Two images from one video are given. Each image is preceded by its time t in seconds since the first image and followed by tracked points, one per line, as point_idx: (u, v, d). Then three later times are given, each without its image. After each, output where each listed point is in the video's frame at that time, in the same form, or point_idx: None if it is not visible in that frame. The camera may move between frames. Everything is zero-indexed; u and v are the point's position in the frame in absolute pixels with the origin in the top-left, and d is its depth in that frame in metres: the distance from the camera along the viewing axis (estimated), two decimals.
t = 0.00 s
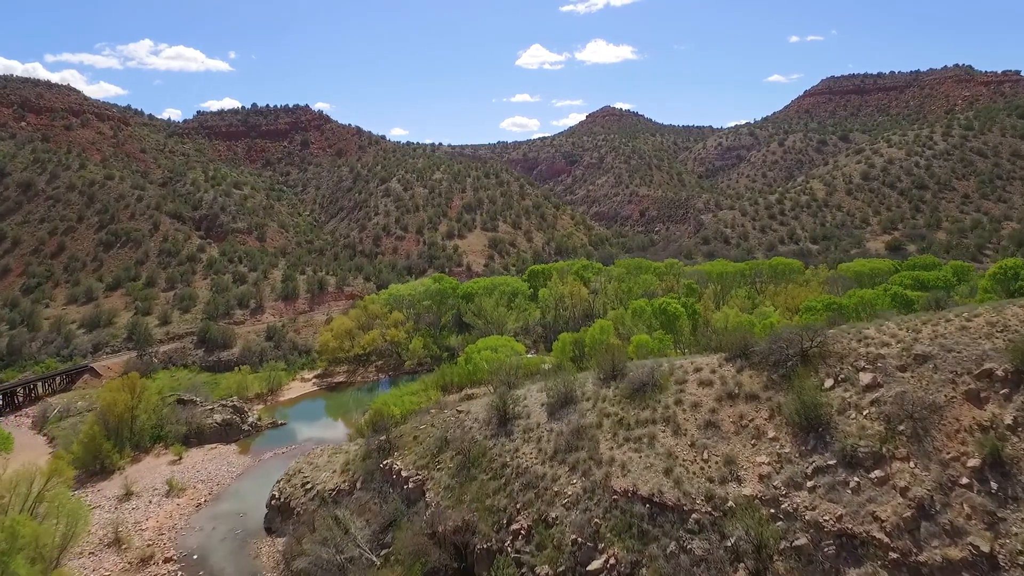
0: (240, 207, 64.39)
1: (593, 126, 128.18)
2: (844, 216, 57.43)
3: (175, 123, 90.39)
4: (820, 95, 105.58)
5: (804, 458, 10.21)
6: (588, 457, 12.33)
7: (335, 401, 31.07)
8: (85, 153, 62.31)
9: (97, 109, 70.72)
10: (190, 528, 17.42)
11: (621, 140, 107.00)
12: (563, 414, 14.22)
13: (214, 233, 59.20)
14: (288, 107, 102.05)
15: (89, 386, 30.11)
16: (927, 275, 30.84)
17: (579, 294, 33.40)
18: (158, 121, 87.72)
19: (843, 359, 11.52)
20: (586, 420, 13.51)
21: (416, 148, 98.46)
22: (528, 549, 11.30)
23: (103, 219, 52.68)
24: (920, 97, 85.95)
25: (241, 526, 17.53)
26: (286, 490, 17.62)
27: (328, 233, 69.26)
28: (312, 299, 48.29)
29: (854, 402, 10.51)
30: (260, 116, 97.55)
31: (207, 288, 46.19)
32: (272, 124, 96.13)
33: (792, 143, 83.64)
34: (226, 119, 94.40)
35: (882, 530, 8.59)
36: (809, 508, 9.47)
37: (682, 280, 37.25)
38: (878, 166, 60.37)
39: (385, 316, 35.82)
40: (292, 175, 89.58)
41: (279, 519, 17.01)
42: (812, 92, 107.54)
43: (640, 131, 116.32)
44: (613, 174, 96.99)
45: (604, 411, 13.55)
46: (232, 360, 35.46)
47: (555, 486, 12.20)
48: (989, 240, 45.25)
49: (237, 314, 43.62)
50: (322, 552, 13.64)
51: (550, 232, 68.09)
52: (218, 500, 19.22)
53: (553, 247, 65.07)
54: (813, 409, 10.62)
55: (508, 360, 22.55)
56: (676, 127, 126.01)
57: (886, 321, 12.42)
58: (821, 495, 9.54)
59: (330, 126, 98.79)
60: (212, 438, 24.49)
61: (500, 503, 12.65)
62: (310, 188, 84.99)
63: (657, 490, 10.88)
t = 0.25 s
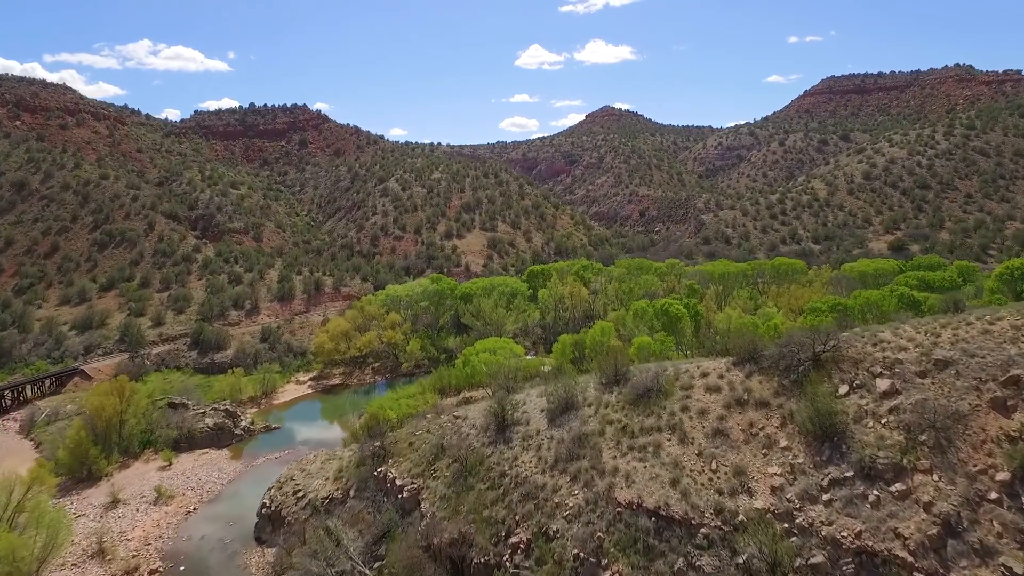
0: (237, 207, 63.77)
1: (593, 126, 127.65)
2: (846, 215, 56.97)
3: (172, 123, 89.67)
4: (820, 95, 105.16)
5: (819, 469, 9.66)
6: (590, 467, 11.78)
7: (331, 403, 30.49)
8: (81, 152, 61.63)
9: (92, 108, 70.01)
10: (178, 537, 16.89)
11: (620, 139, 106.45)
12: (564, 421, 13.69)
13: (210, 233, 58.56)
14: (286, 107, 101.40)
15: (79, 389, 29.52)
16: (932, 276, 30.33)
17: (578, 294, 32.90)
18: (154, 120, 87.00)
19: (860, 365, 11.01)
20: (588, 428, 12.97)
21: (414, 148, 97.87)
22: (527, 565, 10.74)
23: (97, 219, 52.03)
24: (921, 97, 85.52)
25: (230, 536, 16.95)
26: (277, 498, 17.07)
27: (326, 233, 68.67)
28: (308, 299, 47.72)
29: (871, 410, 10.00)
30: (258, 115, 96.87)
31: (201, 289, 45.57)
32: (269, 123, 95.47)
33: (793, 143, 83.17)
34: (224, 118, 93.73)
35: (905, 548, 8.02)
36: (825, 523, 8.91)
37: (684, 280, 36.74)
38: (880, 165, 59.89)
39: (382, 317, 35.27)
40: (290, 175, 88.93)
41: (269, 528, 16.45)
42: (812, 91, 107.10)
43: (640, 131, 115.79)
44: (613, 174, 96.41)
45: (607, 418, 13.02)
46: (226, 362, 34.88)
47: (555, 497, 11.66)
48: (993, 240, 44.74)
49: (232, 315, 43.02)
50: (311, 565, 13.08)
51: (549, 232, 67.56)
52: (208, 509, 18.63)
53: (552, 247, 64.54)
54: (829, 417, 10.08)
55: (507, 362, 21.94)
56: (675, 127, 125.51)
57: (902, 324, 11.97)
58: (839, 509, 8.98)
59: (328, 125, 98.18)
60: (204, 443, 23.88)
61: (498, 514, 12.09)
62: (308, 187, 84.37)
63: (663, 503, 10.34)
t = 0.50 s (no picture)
0: (230, 207, 62.90)
1: (589, 126, 127.14)
2: (844, 215, 56.62)
3: (164, 122, 88.57)
4: (817, 95, 104.97)
5: (835, 483, 9.07)
6: (591, 479, 11.16)
7: (323, 407, 29.74)
8: (71, 151, 60.60)
9: (83, 106, 68.93)
10: (160, 551, 16.08)
11: (617, 139, 105.95)
12: (564, 429, 13.08)
13: (202, 233, 57.67)
14: (280, 106, 100.44)
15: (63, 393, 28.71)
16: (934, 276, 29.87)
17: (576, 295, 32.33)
18: (147, 119, 85.90)
19: (876, 371, 10.46)
20: (589, 436, 12.36)
21: (410, 147, 97.10)
22: None
23: (87, 218, 51.07)
24: (918, 97, 85.35)
25: (216, 549, 16.20)
26: (264, 508, 16.42)
27: (320, 233, 67.88)
28: (301, 301, 46.97)
29: (890, 419, 9.42)
30: (251, 114, 95.87)
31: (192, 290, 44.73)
32: (264, 123, 94.51)
33: (790, 142, 82.84)
34: (217, 118, 92.74)
35: (933, 570, 7.41)
36: (844, 542, 8.31)
37: (683, 281, 36.23)
38: (878, 165, 59.54)
39: (375, 319, 34.58)
40: (284, 174, 88.02)
41: (254, 540, 15.78)
42: (809, 91, 106.89)
43: (636, 131, 115.32)
44: (609, 174, 95.84)
45: (609, 426, 12.42)
46: (215, 365, 34.12)
47: (554, 511, 11.04)
48: (993, 240, 44.38)
49: (223, 316, 42.22)
50: None
51: (546, 232, 66.98)
52: (192, 519, 17.92)
53: (549, 247, 63.95)
54: (846, 426, 9.50)
55: (504, 365, 21.31)
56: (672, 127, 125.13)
57: (919, 328, 11.42)
58: (859, 526, 8.36)
59: (323, 125, 97.30)
60: (190, 449, 23.24)
61: (494, 528, 11.45)
62: (302, 187, 83.51)
63: (669, 518, 9.72)
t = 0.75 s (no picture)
0: (216, 206, 61.75)
1: (580, 126, 126.87)
2: (835, 215, 56.68)
3: (149, 120, 86.96)
4: (806, 95, 105.37)
5: (845, 495, 8.59)
6: (587, 490, 10.62)
7: (309, 411, 29.00)
8: (52, 150, 59.15)
9: (66, 104, 67.38)
10: (136, 566, 15.29)
11: (608, 139, 105.71)
12: (557, 437, 12.54)
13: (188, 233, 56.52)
14: (268, 105, 99.10)
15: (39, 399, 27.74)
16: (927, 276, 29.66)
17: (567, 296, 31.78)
18: (131, 118, 84.30)
19: (885, 376, 10.03)
20: (584, 444, 11.82)
21: (400, 147, 96.22)
22: None
23: (68, 218, 49.78)
24: (906, 98, 85.82)
25: (195, 562, 15.50)
26: (245, 520, 15.73)
27: (308, 234, 66.90)
28: (288, 302, 46.10)
29: (901, 426, 8.97)
30: (239, 113, 94.46)
31: (176, 291, 43.68)
32: (251, 121, 93.18)
33: (780, 143, 82.99)
34: (204, 116, 91.30)
35: None
36: (856, 558, 7.81)
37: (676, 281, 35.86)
38: (869, 165, 59.63)
39: (363, 320, 33.84)
40: (272, 174, 86.81)
41: (234, 553, 15.08)
42: (799, 92, 107.28)
43: (627, 131, 115.18)
44: (600, 174, 95.53)
45: (604, 434, 11.90)
46: (198, 368, 33.23)
47: (548, 524, 10.48)
48: (983, 240, 44.45)
49: (207, 318, 41.25)
50: None
51: (537, 232, 66.50)
52: (171, 530, 17.20)
53: (540, 247, 63.44)
54: (855, 434, 9.03)
55: (495, 368, 20.72)
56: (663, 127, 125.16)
57: (927, 331, 11.00)
58: (871, 541, 7.87)
59: (311, 124, 96.12)
60: (170, 457, 22.48)
61: (484, 542, 10.87)
62: (290, 186, 82.39)
63: (669, 533, 9.19)
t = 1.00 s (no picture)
0: (199, 206, 60.43)
1: (570, 126, 126.57)
2: (825, 215, 56.70)
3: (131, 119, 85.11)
4: (795, 96, 105.85)
5: (859, 510, 8.06)
6: (584, 505, 10.00)
7: (294, 416, 28.14)
8: (29, 148, 57.49)
9: (44, 102, 65.60)
10: None
11: (598, 139, 105.43)
12: (552, 446, 11.92)
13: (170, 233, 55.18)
14: (254, 104, 97.58)
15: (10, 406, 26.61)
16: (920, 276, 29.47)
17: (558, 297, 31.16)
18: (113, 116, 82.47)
19: (898, 383, 9.55)
20: (580, 455, 11.22)
21: (388, 146, 95.16)
22: None
23: (45, 218, 48.31)
24: (893, 99, 86.36)
25: None
26: (222, 534, 14.93)
27: (294, 234, 65.76)
28: (274, 304, 45.09)
29: (918, 437, 8.47)
30: (224, 112, 92.87)
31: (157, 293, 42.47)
32: (237, 120, 91.65)
33: (769, 143, 83.16)
34: (188, 115, 89.63)
35: None
36: None
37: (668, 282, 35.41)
38: (858, 165, 59.75)
39: (349, 322, 32.97)
40: (258, 173, 85.39)
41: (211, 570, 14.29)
42: (787, 92, 107.74)
43: (617, 131, 115.01)
44: (590, 174, 95.20)
45: (601, 443, 11.31)
46: (179, 372, 32.22)
47: (543, 541, 9.85)
48: (972, 240, 44.52)
49: (189, 321, 40.13)
50: None
51: (527, 233, 65.93)
52: (145, 544, 16.36)
53: (530, 248, 62.84)
54: (870, 445, 8.52)
55: (484, 372, 20.05)
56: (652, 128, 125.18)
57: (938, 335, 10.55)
58: (890, 561, 7.32)
59: (298, 123, 94.78)
60: (146, 466, 21.55)
61: (475, 560, 10.21)
62: (277, 186, 81.09)
63: (672, 552, 8.58)
